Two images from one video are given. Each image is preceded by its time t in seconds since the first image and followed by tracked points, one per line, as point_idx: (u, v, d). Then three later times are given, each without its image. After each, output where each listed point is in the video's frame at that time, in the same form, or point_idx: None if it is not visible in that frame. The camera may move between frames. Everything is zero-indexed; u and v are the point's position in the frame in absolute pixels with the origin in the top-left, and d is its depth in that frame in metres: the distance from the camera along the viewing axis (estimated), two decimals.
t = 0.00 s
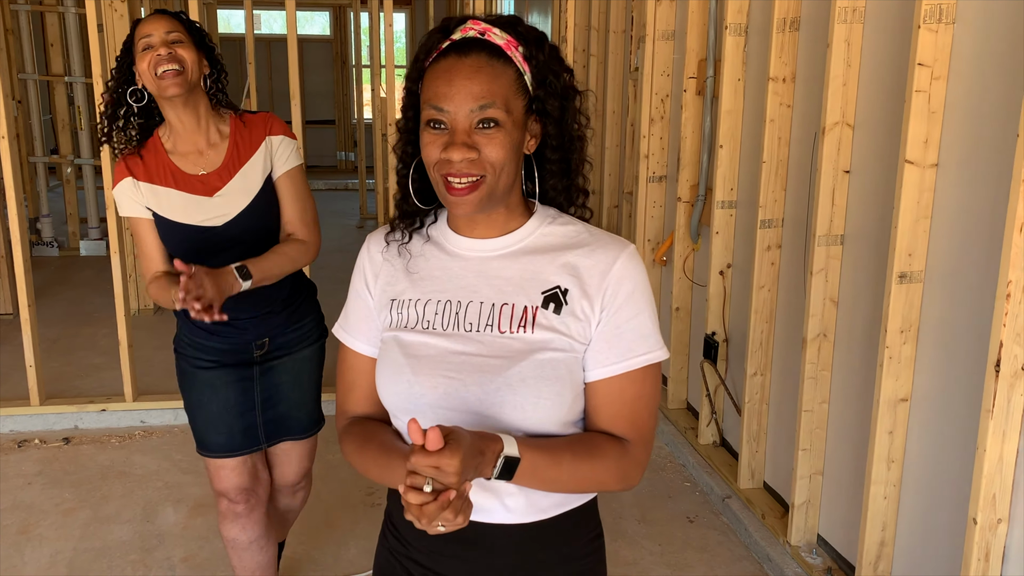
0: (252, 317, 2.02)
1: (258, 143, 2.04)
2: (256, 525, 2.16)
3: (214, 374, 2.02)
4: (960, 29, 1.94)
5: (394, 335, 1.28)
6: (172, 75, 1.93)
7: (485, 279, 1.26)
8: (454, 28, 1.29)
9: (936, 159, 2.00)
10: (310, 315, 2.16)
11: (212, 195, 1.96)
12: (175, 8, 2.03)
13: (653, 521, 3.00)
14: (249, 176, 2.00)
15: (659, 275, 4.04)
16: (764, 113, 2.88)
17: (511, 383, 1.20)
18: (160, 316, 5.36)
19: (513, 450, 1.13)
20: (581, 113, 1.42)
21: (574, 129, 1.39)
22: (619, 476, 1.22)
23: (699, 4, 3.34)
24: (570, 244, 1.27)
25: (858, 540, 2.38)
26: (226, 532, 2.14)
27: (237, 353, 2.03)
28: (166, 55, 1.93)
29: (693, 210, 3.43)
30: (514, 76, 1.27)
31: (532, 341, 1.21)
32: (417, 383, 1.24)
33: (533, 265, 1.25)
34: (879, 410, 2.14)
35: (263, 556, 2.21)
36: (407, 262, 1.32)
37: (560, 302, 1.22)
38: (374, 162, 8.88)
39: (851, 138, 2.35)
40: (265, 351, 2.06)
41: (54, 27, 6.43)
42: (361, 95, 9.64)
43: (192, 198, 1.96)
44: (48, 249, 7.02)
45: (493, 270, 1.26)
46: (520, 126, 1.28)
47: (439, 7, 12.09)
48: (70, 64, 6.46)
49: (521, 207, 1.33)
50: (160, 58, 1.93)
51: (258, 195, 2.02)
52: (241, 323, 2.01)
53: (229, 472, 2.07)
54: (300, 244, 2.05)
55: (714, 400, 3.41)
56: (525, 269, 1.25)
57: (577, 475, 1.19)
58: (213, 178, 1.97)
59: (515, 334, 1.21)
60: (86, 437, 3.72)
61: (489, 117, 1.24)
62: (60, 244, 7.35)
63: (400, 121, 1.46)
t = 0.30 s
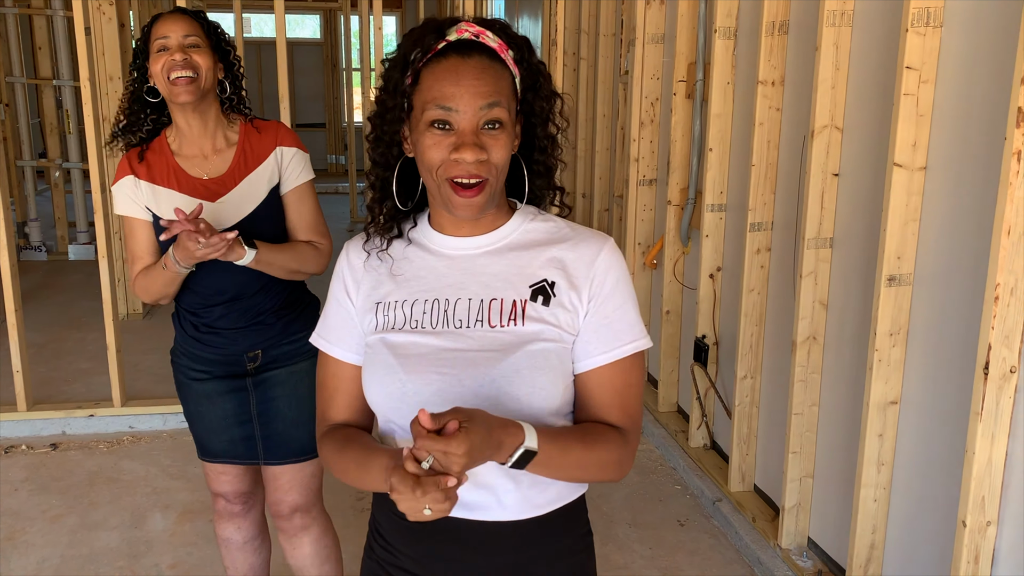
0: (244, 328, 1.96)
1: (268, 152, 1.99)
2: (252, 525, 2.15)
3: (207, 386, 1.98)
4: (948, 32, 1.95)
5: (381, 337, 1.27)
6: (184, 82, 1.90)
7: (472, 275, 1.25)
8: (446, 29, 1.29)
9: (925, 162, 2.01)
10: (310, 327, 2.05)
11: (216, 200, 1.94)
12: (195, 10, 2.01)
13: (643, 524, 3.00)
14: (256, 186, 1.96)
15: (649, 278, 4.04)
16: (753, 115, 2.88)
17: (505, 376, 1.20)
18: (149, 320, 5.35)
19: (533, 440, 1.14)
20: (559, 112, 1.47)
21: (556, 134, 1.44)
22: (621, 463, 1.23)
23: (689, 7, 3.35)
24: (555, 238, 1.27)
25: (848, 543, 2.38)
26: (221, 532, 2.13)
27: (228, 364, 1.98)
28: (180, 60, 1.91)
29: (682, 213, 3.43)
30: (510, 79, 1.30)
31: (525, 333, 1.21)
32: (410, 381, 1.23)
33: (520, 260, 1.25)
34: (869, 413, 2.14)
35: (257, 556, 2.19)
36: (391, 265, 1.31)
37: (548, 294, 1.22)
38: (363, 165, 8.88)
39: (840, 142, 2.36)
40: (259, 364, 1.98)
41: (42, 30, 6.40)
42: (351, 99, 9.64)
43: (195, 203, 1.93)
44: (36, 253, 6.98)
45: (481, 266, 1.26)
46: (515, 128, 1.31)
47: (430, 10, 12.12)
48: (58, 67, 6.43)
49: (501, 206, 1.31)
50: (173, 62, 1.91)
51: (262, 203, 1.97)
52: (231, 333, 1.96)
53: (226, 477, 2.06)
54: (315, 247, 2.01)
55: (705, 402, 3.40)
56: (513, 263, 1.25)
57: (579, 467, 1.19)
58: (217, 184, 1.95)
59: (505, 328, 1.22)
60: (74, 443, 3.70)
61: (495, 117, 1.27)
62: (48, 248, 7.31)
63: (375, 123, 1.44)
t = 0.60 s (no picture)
0: (227, 338, 1.85)
1: (275, 173, 1.75)
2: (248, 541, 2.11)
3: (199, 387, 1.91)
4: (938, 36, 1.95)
5: (376, 344, 1.26)
6: (223, 87, 1.81)
7: (467, 280, 1.25)
8: (445, 29, 1.30)
9: (915, 165, 2.01)
10: (299, 359, 1.87)
11: (213, 204, 1.81)
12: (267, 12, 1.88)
13: (636, 528, 3.00)
14: (248, 203, 1.76)
15: (641, 281, 4.05)
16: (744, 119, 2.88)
17: (503, 381, 1.19)
18: (140, 324, 5.33)
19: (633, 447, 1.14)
20: (551, 118, 1.48)
21: (548, 138, 1.45)
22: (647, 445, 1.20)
23: (680, 11, 3.35)
24: (549, 241, 1.27)
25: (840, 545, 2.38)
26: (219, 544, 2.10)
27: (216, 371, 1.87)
28: (223, 63, 1.80)
29: (675, 216, 3.43)
30: (507, 78, 1.31)
31: (520, 339, 1.21)
32: (407, 387, 1.21)
33: (516, 263, 1.24)
34: (860, 416, 2.14)
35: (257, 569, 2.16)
36: (383, 270, 1.30)
37: (544, 299, 1.22)
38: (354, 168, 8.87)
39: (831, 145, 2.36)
40: (238, 380, 1.84)
41: (32, 33, 6.38)
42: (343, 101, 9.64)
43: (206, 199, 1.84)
44: (26, 257, 6.95)
45: (477, 269, 1.25)
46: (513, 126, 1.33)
47: (421, 13, 12.15)
48: (48, 70, 6.41)
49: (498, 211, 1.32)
50: (218, 64, 1.80)
51: (249, 220, 1.77)
52: (218, 341, 1.86)
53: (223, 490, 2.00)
54: (273, 286, 1.73)
55: (697, 405, 3.40)
56: (508, 267, 1.24)
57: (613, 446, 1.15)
58: (221, 188, 1.81)
59: (501, 332, 1.21)
60: (63, 448, 3.67)
61: (499, 114, 1.28)
62: (38, 251, 7.28)
63: (365, 122, 1.44)
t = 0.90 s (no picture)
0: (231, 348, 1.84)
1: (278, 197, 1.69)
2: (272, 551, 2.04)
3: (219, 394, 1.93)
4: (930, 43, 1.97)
5: (371, 354, 1.26)
6: (233, 100, 1.80)
7: (461, 289, 1.24)
8: (427, 38, 1.29)
9: (908, 171, 2.02)
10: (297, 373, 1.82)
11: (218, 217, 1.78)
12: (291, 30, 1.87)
13: (630, 533, 2.99)
14: (251, 224, 1.72)
15: (634, 286, 4.05)
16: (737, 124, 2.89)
17: (498, 390, 1.19)
18: (132, 328, 5.31)
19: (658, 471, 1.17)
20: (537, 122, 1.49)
21: (535, 142, 1.45)
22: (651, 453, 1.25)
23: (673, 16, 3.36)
24: (542, 248, 1.27)
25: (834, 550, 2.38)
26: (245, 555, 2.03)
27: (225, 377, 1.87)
28: (238, 76, 1.80)
29: (668, 221, 3.44)
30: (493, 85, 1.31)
31: (516, 348, 1.21)
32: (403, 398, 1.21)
33: (509, 271, 1.24)
34: (854, 421, 2.15)
35: None
36: (377, 279, 1.30)
37: (538, 307, 1.22)
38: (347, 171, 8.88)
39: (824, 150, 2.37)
40: (243, 389, 1.84)
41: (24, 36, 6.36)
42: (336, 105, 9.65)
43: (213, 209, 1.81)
44: (18, 260, 6.92)
45: (471, 278, 1.25)
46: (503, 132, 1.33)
47: (415, 17, 12.18)
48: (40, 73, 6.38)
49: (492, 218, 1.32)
50: (232, 76, 1.80)
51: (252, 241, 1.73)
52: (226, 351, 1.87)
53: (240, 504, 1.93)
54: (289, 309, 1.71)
55: (691, 410, 3.40)
56: (502, 275, 1.24)
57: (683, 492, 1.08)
58: (225, 201, 1.77)
59: (496, 342, 1.21)
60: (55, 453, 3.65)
61: (488, 122, 1.27)
62: (30, 255, 7.25)
63: (346, 136, 1.43)
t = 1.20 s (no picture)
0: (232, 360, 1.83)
1: (248, 189, 1.68)
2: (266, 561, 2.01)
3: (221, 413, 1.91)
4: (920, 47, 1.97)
5: (358, 360, 1.26)
6: (196, 108, 1.80)
7: (448, 294, 1.24)
8: (424, 41, 1.29)
9: (898, 175, 2.03)
10: (296, 379, 1.81)
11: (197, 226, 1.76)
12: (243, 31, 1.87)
13: (621, 536, 2.99)
14: (226, 222, 1.70)
15: (625, 289, 4.05)
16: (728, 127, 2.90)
17: (485, 396, 1.18)
18: (121, 331, 5.29)
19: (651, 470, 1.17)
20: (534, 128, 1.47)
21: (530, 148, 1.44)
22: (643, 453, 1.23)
23: (664, 19, 3.36)
24: (529, 253, 1.27)
25: (824, 553, 2.38)
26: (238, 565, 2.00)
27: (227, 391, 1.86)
28: (196, 85, 1.79)
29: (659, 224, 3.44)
30: (487, 95, 1.30)
31: (503, 352, 1.20)
32: (389, 403, 1.21)
33: (496, 276, 1.24)
34: (844, 424, 2.15)
35: None
36: (364, 285, 1.30)
37: (525, 312, 1.21)
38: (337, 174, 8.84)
39: (814, 154, 2.37)
40: (248, 402, 1.83)
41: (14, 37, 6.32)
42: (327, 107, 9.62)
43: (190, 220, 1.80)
44: (6, 263, 6.87)
45: (459, 283, 1.25)
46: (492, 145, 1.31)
47: (406, 19, 12.19)
48: (29, 75, 6.34)
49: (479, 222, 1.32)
50: (190, 87, 1.79)
51: (230, 240, 1.71)
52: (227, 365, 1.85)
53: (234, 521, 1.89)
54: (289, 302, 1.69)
55: (682, 413, 3.40)
56: (489, 279, 1.24)
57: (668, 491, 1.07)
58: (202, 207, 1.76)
59: (483, 347, 1.21)
60: (43, 457, 3.63)
61: (473, 136, 1.26)
62: (19, 258, 7.21)
63: (341, 137, 1.43)
